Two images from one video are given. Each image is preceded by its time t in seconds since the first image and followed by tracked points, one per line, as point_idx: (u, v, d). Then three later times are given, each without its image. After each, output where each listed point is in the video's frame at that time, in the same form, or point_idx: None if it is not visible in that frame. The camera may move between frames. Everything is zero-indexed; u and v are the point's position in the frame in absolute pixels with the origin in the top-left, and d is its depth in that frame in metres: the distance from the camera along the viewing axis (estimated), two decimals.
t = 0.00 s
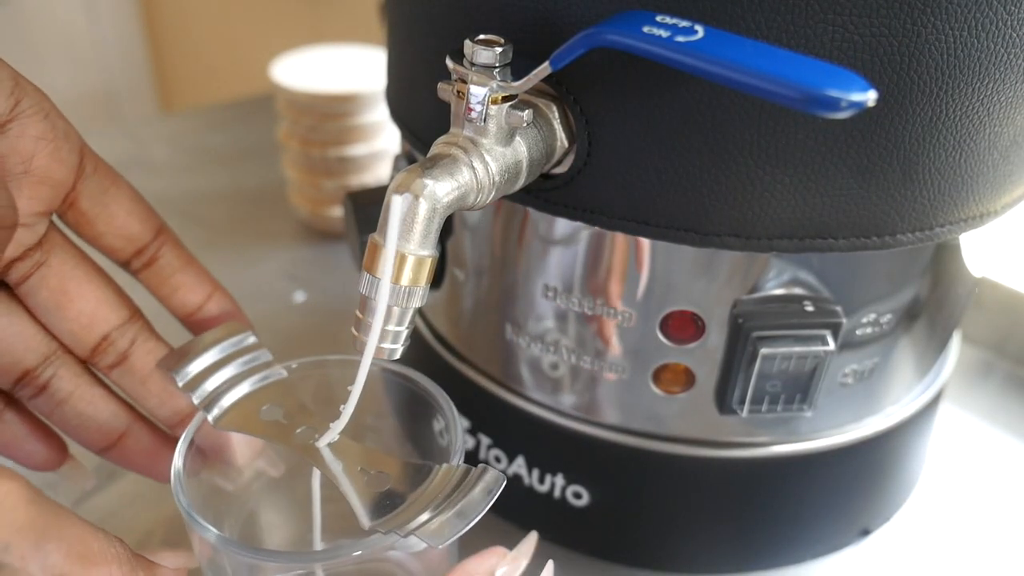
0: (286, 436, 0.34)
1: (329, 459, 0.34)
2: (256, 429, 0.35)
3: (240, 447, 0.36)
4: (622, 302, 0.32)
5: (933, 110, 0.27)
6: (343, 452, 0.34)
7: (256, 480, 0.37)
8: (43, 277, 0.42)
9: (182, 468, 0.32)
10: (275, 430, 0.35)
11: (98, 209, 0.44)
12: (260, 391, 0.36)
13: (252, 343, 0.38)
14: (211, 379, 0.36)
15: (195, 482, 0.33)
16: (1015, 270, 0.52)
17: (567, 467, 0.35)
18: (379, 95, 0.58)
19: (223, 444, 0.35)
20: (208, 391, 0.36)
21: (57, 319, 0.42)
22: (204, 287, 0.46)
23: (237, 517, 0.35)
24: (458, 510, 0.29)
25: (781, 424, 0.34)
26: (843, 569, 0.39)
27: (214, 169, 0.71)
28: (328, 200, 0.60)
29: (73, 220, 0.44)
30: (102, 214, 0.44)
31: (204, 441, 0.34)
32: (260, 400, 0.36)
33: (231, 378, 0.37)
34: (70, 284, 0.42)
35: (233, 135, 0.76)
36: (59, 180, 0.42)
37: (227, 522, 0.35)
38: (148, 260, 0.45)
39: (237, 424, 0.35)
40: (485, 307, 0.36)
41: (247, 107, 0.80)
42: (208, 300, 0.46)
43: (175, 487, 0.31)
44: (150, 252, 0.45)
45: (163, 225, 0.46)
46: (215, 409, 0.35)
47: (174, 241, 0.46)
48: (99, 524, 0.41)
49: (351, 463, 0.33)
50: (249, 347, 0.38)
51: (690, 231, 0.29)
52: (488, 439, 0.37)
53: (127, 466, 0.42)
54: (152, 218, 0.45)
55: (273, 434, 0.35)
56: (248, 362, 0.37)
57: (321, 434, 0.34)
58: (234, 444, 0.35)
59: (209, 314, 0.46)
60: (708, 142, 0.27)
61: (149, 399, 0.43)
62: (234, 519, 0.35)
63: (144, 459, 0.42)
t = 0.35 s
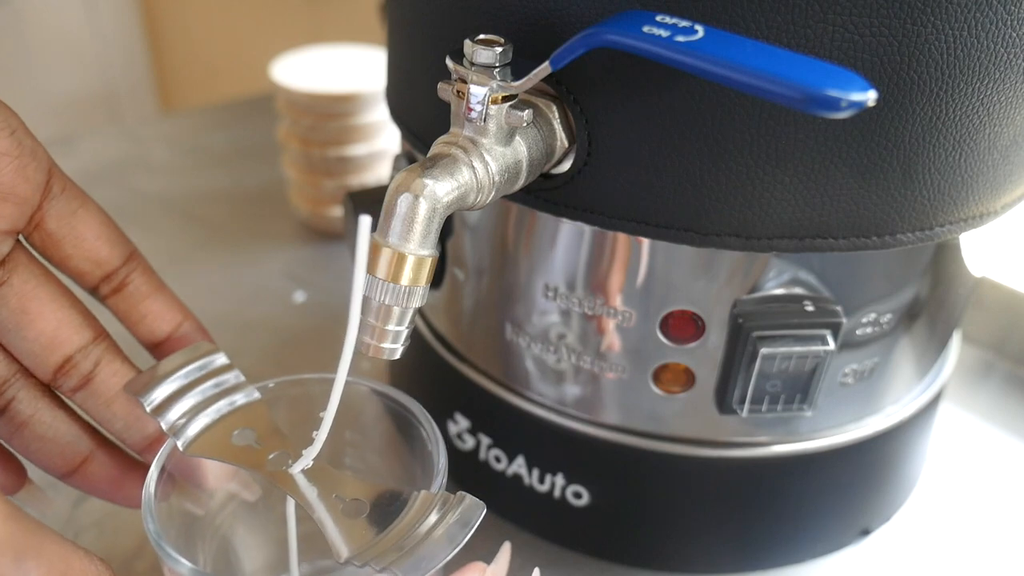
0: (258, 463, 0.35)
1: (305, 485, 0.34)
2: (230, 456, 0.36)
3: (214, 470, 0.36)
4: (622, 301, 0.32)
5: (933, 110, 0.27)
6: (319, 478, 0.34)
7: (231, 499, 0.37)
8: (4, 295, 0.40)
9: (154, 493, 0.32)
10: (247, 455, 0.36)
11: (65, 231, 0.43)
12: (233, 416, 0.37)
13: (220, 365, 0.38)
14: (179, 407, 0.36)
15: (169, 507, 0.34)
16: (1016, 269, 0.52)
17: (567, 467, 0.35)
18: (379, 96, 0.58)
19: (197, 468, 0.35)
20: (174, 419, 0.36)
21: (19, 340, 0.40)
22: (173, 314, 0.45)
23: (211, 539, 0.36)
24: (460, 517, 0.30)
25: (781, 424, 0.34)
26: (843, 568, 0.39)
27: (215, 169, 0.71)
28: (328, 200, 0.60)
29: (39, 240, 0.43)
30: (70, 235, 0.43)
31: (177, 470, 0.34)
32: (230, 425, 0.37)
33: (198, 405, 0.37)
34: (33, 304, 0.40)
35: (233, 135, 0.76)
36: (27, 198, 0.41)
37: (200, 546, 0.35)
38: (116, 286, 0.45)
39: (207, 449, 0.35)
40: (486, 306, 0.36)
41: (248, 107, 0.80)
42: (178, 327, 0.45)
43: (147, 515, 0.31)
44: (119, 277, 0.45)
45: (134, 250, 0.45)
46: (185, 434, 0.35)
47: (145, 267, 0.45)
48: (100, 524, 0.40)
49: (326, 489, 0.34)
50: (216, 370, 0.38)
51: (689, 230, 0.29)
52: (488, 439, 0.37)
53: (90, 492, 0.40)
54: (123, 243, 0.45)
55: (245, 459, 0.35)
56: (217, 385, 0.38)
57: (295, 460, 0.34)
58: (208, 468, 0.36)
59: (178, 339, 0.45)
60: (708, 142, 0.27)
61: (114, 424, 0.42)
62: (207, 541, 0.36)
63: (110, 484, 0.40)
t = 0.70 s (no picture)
0: (259, 470, 0.35)
1: (306, 491, 0.34)
2: (230, 462, 0.35)
3: (215, 475, 0.36)
4: (622, 301, 0.32)
5: (933, 110, 0.27)
6: (320, 483, 0.34)
7: (232, 503, 0.37)
8: None
9: (156, 500, 0.32)
10: (248, 461, 0.35)
11: (54, 214, 0.45)
12: (231, 422, 0.36)
13: (220, 371, 0.38)
14: (178, 416, 0.36)
15: (169, 508, 0.34)
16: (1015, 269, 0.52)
17: (567, 467, 0.35)
18: (379, 95, 0.58)
19: (198, 474, 0.35)
20: (173, 426, 0.35)
21: (4, 317, 0.43)
22: (152, 298, 0.46)
23: (211, 543, 0.36)
24: (465, 520, 0.31)
25: (781, 424, 0.34)
26: (843, 568, 0.39)
27: (215, 169, 0.71)
28: (328, 201, 0.60)
29: (28, 223, 0.45)
30: (58, 219, 0.45)
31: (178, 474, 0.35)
32: (231, 430, 0.36)
33: (197, 412, 0.36)
34: (17, 285, 0.43)
35: (233, 135, 0.76)
36: (17, 183, 0.43)
37: (200, 551, 0.35)
38: (100, 268, 0.46)
39: (208, 456, 0.35)
40: (486, 306, 0.36)
41: (248, 107, 0.80)
42: (158, 308, 0.46)
43: (147, 518, 0.32)
44: (102, 259, 0.46)
45: (117, 234, 0.47)
46: (185, 441, 0.35)
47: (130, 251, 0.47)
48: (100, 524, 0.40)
49: (327, 495, 0.34)
50: (217, 376, 0.37)
51: (689, 230, 0.29)
52: (488, 439, 0.37)
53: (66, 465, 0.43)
54: (110, 228, 0.46)
55: (246, 465, 0.35)
56: (217, 392, 0.37)
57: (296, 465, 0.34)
58: (209, 474, 0.36)
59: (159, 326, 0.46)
60: (707, 142, 0.27)
61: (92, 402, 0.44)
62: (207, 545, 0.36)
63: (86, 459, 0.43)
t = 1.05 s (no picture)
0: (260, 470, 0.35)
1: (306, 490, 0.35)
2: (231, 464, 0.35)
3: (215, 474, 0.36)
4: (622, 301, 0.32)
5: (933, 110, 0.27)
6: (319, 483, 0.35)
7: (234, 502, 0.37)
8: None
9: (155, 500, 0.33)
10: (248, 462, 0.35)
11: None
12: (232, 422, 0.36)
13: (221, 371, 0.36)
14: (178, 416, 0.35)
15: (169, 507, 0.34)
16: (1015, 269, 0.52)
17: (567, 467, 0.35)
18: (378, 96, 0.58)
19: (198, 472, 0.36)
20: (174, 427, 0.35)
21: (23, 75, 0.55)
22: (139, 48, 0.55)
23: (211, 543, 0.36)
24: (466, 520, 0.31)
25: (781, 424, 0.34)
26: (844, 568, 0.39)
27: (214, 169, 0.71)
28: (328, 201, 0.60)
29: None
30: None
31: (178, 474, 0.35)
32: (232, 430, 0.36)
33: (199, 412, 0.35)
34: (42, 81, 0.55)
35: (233, 135, 0.76)
36: None
37: (200, 550, 0.35)
38: None
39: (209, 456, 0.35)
40: (486, 306, 0.36)
41: (248, 108, 0.80)
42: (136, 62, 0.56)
43: (147, 518, 0.32)
44: None
45: None
46: (185, 442, 0.35)
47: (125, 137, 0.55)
48: (100, 524, 0.40)
49: (327, 496, 0.35)
50: (218, 375, 0.36)
51: (690, 230, 0.29)
52: (489, 439, 0.37)
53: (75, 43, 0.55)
54: None
55: (246, 467, 0.35)
56: (218, 393, 0.36)
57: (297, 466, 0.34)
58: (209, 472, 0.36)
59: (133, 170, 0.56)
60: (707, 142, 0.27)
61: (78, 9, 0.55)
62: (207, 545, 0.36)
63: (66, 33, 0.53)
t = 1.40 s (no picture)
0: (260, 470, 0.35)
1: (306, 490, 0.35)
2: (231, 464, 0.35)
3: (216, 474, 0.36)
4: (622, 301, 0.32)
5: (932, 111, 0.27)
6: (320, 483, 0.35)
7: (234, 502, 0.37)
8: None
9: (155, 501, 0.33)
10: (248, 462, 0.35)
11: None
12: (230, 422, 0.36)
13: (221, 370, 0.36)
14: (178, 416, 0.35)
15: (169, 508, 0.34)
16: (1016, 269, 0.52)
17: (567, 467, 0.36)
18: (379, 95, 0.58)
19: (198, 472, 0.36)
20: (174, 427, 0.35)
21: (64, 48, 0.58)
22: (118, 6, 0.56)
23: (211, 543, 0.36)
24: (466, 520, 0.31)
25: (781, 424, 0.34)
26: (844, 568, 0.39)
27: (214, 169, 0.71)
28: (328, 201, 0.60)
29: None
30: None
31: (177, 475, 0.35)
32: (232, 430, 0.36)
33: (199, 412, 0.35)
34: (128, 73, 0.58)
35: (233, 136, 0.76)
36: None
37: (200, 550, 0.35)
38: None
39: (209, 456, 0.35)
40: (486, 306, 0.36)
41: (248, 108, 0.80)
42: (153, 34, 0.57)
43: (147, 519, 0.32)
44: None
45: None
46: (185, 442, 0.35)
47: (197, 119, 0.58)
48: (100, 524, 0.40)
49: (327, 495, 0.35)
50: (218, 375, 0.36)
51: (690, 230, 0.29)
52: (489, 439, 0.37)
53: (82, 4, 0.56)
54: None
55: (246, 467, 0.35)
56: (218, 393, 0.36)
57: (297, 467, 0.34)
58: (209, 473, 0.36)
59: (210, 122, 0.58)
60: (707, 142, 0.27)
61: None
62: (207, 545, 0.36)
63: None
